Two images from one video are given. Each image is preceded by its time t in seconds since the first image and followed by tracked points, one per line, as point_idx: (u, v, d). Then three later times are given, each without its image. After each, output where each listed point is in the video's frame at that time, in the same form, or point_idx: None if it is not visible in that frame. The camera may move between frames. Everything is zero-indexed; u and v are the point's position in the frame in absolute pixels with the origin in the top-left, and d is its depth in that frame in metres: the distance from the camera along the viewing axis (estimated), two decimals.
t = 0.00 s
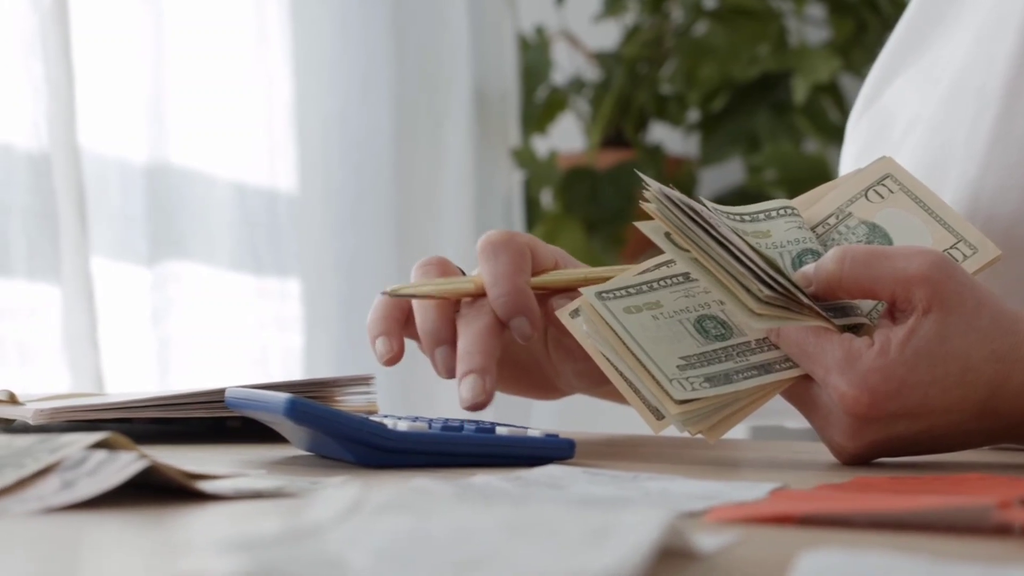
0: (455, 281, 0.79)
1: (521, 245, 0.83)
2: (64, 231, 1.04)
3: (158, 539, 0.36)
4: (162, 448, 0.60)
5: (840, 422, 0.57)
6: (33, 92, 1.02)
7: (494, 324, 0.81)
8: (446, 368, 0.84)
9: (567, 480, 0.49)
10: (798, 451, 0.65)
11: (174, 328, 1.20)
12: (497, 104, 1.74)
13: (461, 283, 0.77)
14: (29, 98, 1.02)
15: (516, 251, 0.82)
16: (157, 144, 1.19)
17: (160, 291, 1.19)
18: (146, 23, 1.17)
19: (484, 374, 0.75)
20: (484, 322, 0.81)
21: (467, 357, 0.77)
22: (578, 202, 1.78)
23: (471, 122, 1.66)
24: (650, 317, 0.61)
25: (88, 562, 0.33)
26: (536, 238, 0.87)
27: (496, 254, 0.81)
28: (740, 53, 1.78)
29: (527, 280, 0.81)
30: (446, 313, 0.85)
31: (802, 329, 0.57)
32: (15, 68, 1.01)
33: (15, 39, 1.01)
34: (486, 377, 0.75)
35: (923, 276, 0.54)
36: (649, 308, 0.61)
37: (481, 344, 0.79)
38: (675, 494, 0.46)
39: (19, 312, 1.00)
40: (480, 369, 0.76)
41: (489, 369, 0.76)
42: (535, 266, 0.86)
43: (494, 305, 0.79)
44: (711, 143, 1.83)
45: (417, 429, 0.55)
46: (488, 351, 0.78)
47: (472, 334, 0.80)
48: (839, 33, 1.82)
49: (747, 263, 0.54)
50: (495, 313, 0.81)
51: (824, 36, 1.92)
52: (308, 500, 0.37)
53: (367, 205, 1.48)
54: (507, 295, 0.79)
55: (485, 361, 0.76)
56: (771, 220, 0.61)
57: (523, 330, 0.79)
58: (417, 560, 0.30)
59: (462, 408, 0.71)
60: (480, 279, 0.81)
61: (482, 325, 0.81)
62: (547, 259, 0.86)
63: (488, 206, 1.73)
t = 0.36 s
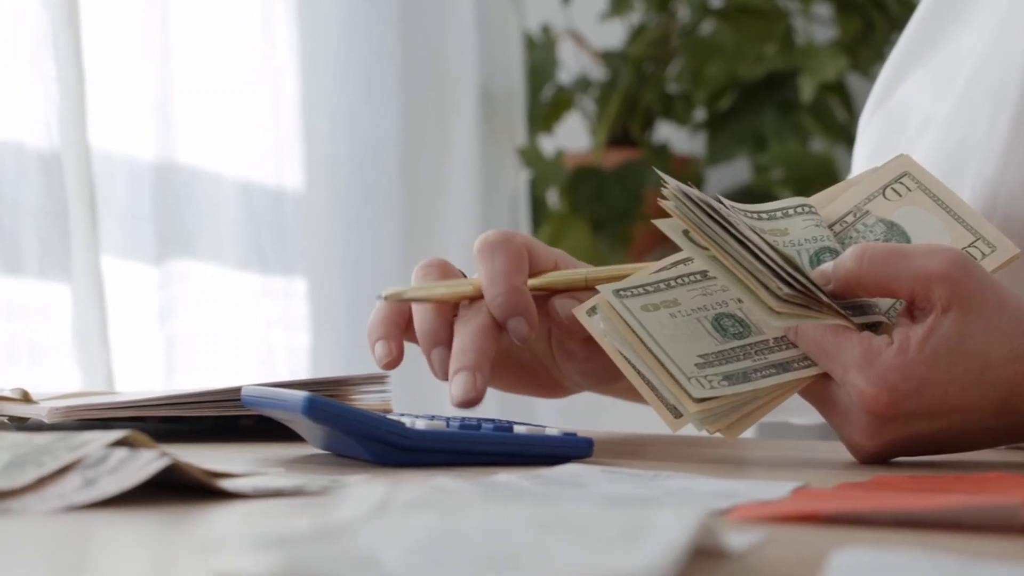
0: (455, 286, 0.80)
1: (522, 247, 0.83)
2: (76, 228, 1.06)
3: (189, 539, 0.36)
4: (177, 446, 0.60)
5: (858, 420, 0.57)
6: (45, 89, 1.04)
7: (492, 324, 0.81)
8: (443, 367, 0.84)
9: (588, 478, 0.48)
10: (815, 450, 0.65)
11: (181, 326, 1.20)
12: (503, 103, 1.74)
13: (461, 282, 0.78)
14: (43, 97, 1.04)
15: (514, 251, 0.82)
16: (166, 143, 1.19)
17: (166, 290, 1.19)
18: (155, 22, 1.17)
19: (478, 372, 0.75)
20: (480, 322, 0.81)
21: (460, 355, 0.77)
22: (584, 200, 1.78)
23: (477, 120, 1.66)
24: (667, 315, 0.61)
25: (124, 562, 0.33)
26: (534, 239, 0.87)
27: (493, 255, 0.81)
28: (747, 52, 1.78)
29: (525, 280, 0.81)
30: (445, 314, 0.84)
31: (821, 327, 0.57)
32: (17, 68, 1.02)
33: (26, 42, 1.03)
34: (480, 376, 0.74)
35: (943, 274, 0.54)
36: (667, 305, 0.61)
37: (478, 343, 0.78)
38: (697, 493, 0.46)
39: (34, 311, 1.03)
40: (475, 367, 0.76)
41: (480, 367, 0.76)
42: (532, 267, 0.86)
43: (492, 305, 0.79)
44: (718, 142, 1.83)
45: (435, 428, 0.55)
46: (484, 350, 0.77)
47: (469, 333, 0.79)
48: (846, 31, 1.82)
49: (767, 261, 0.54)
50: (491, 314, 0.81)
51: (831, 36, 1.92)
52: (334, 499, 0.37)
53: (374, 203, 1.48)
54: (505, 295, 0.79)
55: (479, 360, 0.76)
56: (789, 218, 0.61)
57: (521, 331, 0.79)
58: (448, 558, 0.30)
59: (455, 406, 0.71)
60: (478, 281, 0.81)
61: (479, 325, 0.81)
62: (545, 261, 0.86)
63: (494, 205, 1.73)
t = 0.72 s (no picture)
0: (450, 270, 0.81)
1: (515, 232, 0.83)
2: (85, 226, 1.10)
3: (210, 539, 0.36)
4: (190, 445, 0.60)
5: (875, 421, 0.57)
6: (54, 87, 1.08)
7: (487, 310, 0.80)
8: (442, 355, 0.83)
9: (606, 479, 0.48)
10: (830, 452, 0.64)
11: (187, 324, 1.20)
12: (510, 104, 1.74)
13: (455, 268, 0.79)
14: (54, 97, 1.07)
15: (506, 236, 0.82)
16: (172, 141, 1.19)
17: (172, 288, 1.19)
18: (162, 21, 1.18)
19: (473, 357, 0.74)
20: (475, 309, 0.80)
21: (456, 341, 0.76)
22: (591, 200, 1.78)
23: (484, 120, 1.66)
24: (683, 315, 0.60)
25: (141, 562, 0.33)
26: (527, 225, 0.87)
27: (487, 239, 0.81)
28: (754, 52, 1.78)
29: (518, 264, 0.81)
30: (443, 301, 0.84)
31: (837, 328, 0.57)
32: (17, 68, 1.05)
33: (37, 46, 1.07)
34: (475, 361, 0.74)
35: (959, 275, 0.53)
36: (682, 305, 0.61)
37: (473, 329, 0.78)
38: (716, 493, 0.45)
39: (40, 307, 1.06)
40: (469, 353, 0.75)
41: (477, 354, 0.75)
42: (527, 251, 0.86)
43: (486, 290, 0.78)
44: (725, 142, 1.82)
45: (450, 428, 0.54)
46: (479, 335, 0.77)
47: (465, 320, 0.78)
48: (853, 31, 1.82)
49: (783, 261, 0.54)
50: (486, 299, 0.80)
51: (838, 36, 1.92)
52: (355, 499, 0.36)
53: (380, 203, 1.48)
54: (499, 278, 0.78)
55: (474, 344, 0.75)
56: (804, 218, 0.61)
57: (515, 315, 0.78)
58: (475, 558, 0.29)
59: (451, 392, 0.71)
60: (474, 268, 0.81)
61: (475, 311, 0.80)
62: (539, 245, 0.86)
63: (501, 205, 1.73)
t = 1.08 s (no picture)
0: (473, 269, 0.80)
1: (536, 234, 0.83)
2: (91, 226, 1.10)
3: (227, 539, 0.35)
4: (200, 446, 0.60)
5: (888, 420, 0.57)
6: (61, 85, 1.08)
7: (508, 309, 0.80)
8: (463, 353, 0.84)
9: (620, 479, 0.48)
10: (842, 452, 0.64)
11: (194, 324, 1.21)
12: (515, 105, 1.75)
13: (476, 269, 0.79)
14: (63, 95, 1.09)
15: (527, 237, 0.82)
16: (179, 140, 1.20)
17: (179, 287, 1.19)
18: (168, 19, 1.18)
19: (497, 360, 0.74)
20: (497, 308, 0.80)
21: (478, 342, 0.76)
22: (597, 200, 1.78)
23: (489, 119, 1.66)
24: (695, 314, 0.60)
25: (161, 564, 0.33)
26: (548, 226, 0.87)
27: (508, 239, 0.81)
28: (760, 51, 1.78)
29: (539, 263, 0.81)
30: (463, 299, 0.84)
31: (850, 328, 0.56)
32: (17, 68, 1.06)
33: (43, 46, 1.07)
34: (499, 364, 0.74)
35: (973, 274, 0.53)
36: (694, 305, 0.61)
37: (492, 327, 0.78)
38: (731, 493, 0.45)
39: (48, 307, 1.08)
40: (493, 356, 0.75)
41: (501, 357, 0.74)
42: (548, 251, 0.86)
43: (506, 289, 0.79)
44: (730, 143, 1.82)
45: (462, 428, 0.54)
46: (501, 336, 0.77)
47: (487, 318, 0.79)
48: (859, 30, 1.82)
49: (797, 261, 0.54)
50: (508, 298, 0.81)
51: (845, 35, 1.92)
52: (372, 500, 0.36)
53: (384, 203, 1.48)
54: (520, 278, 0.79)
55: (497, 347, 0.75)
56: (817, 216, 0.61)
57: (536, 313, 0.78)
58: (496, 557, 0.29)
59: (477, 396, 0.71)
60: (494, 267, 0.81)
61: (496, 311, 0.80)
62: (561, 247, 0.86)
63: (505, 204, 1.73)
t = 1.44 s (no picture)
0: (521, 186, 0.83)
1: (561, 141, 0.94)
2: (98, 226, 1.10)
3: (244, 539, 0.35)
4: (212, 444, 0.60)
5: (904, 421, 0.57)
6: (68, 84, 1.09)
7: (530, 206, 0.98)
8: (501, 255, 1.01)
9: (637, 478, 0.48)
10: (856, 452, 0.64)
11: (202, 325, 1.22)
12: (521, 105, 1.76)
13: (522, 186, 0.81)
14: (70, 94, 1.09)
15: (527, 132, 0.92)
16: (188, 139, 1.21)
17: (188, 286, 1.19)
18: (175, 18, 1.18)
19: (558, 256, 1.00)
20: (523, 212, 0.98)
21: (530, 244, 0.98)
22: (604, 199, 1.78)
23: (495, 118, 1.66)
24: (710, 313, 0.60)
25: (167, 565, 0.32)
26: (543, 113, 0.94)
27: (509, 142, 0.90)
28: (765, 51, 1.79)
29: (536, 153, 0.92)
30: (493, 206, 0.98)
31: (866, 326, 0.56)
32: (16, 68, 1.05)
33: (44, 45, 1.07)
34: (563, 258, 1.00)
35: (989, 274, 0.53)
36: (708, 303, 0.61)
37: (538, 245, 0.98)
38: (749, 491, 0.45)
39: (61, 305, 1.08)
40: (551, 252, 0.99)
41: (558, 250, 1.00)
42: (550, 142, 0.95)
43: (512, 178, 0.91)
44: (736, 143, 1.83)
45: (477, 426, 0.54)
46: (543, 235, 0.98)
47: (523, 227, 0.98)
48: (866, 30, 1.82)
49: (813, 259, 0.54)
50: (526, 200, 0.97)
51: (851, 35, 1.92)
52: (395, 498, 0.36)
53: (389, 204, 1.49)
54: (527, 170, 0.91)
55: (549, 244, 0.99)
56: (831, 215, 0.61)
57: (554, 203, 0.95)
58: (524, 556, 0.29)
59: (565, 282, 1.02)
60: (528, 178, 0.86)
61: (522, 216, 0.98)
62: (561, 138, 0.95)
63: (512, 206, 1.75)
